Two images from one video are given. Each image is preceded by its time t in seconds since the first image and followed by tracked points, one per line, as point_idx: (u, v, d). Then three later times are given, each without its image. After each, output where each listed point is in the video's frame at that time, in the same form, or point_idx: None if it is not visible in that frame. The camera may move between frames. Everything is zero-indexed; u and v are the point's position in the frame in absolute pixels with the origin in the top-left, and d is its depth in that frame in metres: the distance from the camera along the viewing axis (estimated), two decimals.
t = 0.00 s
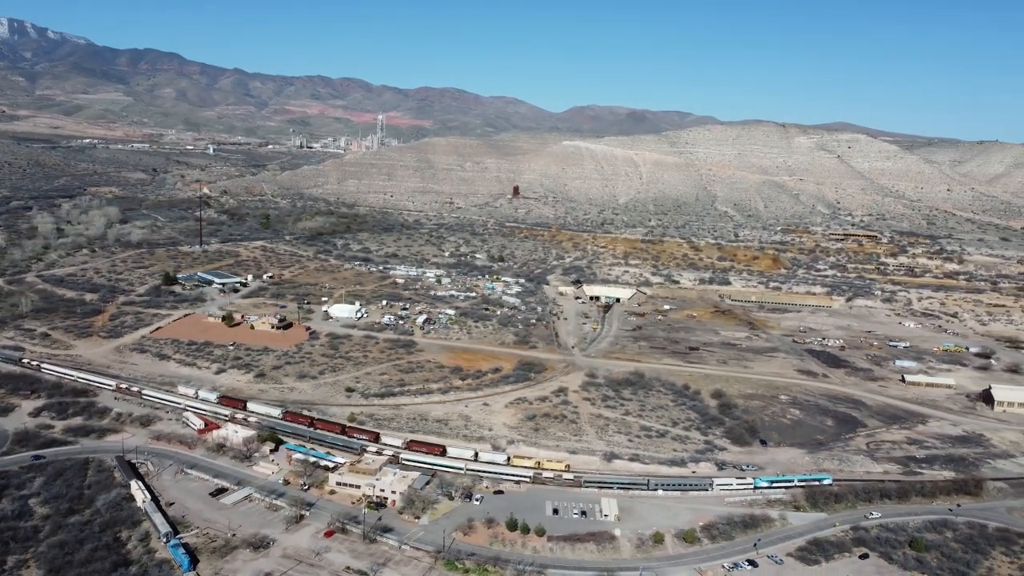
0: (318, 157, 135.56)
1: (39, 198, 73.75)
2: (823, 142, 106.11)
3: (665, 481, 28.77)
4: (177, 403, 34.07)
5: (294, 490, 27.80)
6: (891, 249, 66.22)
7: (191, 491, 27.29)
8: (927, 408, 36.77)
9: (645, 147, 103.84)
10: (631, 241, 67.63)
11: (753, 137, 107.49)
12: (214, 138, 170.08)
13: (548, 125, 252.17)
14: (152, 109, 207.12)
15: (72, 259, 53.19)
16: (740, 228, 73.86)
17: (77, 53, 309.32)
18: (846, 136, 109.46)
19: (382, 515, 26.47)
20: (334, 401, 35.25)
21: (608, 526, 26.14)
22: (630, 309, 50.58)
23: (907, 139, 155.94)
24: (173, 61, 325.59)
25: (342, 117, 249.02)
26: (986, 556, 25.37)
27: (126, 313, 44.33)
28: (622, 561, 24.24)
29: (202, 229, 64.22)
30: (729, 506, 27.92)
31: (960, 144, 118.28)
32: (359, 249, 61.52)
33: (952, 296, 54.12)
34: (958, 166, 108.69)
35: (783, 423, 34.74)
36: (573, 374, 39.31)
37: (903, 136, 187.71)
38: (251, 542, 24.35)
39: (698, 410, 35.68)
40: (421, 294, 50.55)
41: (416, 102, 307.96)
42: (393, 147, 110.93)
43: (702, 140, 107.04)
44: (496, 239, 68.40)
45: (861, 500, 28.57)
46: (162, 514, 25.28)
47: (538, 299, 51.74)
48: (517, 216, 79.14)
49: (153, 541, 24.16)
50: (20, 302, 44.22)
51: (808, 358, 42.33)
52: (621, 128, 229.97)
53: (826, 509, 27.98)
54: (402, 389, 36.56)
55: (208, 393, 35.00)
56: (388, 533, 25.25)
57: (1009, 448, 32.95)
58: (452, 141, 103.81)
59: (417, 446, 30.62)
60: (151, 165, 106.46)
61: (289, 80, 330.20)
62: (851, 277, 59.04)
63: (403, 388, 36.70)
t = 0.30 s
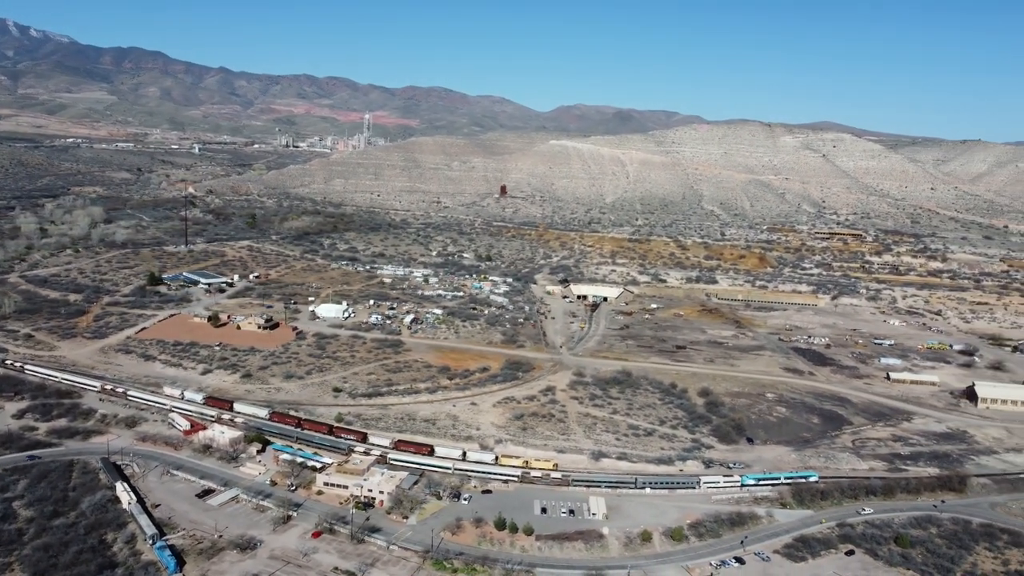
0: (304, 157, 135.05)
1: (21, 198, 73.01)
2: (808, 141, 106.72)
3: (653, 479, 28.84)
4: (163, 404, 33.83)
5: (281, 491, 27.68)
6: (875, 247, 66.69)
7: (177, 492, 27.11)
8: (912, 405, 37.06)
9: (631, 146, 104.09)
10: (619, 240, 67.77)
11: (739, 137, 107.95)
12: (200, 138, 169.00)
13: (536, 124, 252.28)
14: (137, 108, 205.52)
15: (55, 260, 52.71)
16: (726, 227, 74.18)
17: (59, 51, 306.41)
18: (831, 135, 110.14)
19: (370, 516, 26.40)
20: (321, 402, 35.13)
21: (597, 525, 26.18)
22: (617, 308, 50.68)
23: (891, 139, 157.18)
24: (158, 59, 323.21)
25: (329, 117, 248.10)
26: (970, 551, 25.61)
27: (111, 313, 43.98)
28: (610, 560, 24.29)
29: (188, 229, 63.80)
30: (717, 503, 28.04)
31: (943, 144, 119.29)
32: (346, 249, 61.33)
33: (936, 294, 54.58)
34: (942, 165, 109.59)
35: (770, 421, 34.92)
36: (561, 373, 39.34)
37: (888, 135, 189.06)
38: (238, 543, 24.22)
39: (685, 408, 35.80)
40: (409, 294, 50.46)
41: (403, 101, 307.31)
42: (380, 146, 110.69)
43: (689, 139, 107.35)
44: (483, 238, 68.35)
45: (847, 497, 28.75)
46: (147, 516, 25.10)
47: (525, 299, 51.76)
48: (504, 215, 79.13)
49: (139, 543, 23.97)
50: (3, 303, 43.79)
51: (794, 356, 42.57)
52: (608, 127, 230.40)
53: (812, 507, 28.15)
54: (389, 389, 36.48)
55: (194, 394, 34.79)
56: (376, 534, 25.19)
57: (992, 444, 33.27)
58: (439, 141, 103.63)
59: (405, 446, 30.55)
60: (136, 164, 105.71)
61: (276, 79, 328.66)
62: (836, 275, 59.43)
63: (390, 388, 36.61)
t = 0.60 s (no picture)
0: (292, 157, 134.48)
1: (6, 198, 72.36)
2: (795, 140, 107.26)
3: (642, 478, 28.91)
4: (150, 405, 33.61)
5: (270, 491, 27.55)
6: (862, 246, 67.10)
7: (165, 494, 26.95)
8: (898, 403, 37.30)
9: (620, 146, 104.26)
10: (607, 239, 67.87)
11: (727, 136, 108.33)
12: (187, 137, 168.04)
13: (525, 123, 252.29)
14: (123, 107, 204.09)
15: (41, 260, 52.30)
16: (714, 226, 74.46)
17: (44, 49, 303.99)
18: (818, 134, 110.69)
19: (359, 516, 26.34)
20: (310, 402, 35.01)
21: (586, 524, 26.22)
22: (606, 307, 50.76)
23: (878, 138, 158.17)
24: (144, 58, 321.15)
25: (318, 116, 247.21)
26: (956, 547, 25.81)
27: (97, 314, 43.65)
28: (600, 559, 24.33)
29: (175, 229, 63.44)
30: (705, 502, 28.14)
31: (929, 143, 120.19)
32: (335, 249, 61.14)
33: (922, 292, 54.95)
34: (928, 164, 110.36)
35: (758, 419, 35.04)
36: (550, 372, 39.36)
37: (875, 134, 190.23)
38: (227, 544, 24.11)
39: (674, 407, 35.89)
40: (397, 294, 50.36)
41: (392, 100, 306.63)
42: (369, 145, 110.38)
43: (677, 139, 107.59)
44: (472, 237, 68.30)
45: (835, 494, 28.91)
46: (135, 518, 24.96)
47: (514, 298, 51.77)
48: (493, 215, 79.11)
49: (126, 545, 23.82)
50: None
51: (782, 355, 42.74)
52: (598, 126, 230.70)
53: (800, 504, 28.29)
54: (378, 389, 36.40)
55: (181, 395, 34.60)
56: (366, 534, 25.14)
57: (978, 442, 33.52)
58: (428, 140, 103.48)
59: (395, 446, 30.49)
60: (122, 164, 105.03)
61: (264, 78, 327.20)
62: (823, 274, 59.74)
63: (379, 388, 36.52)
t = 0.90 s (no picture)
0: (279, 156, 134.00)
1: None
2: (782, 140, 107.79)
3: (631, 476, 28.97)
4: (136, 406, 33.39)
5: (258, 492, 27.44)
6: (849, 245, 67.49)
7: (152, 495, 26.78)
8: (884, 400, 37.55)
9: (608, 145, 104.46)
10: (595, 238, 67.96)
11: (714, 136, 108.76)
12: (173, 137, 166.88)
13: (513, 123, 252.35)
14: (108, 107, 202.54)
15: (25, 261, 51.83)
16: (702, 225, 74.71)
17: (29, 48, 301.37)
18: (805, 134, 111.28)
19: (348, 516, 26.26)
20: (298, 402, 34.87)
21: (575, 523, 26.25)
22: (595, 306, 50.82)
23: (863, 137, 159.17)
24: (130, 57, 318.96)
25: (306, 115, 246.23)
26: (942, 544, 26.01)
27: (83, 315, 43.34)
28: (589, 557, 24.36)
29: (161, 229, 63.06)
30: (694, 500, 28.23)
31: (914, 143, 121.00)
32: (323, 248, 60.92)
33: (908, 290, 55.33)
34: (913, 163, 111.16)
35: (746, 417, 35.20)
36: (539, 372, 39.37)
37: (861, 133, 191.38)
38: (215, 545, 23.99)
39: (663, 406, 35.98)
40: (386, 293, 50.24)
41: (381, 99, 305.92)
42: (357, 144, 110.10)
43: (665, 138, 107.84)
44: (461, 237, 68.24)
45: (822, 492, 29.08)
46: (122, 520, 24.78)
47: (503, 297, 51.75)
48: (481, 214, 79.07)
49: (113, 547, 23.65)
50: None
51: (769, 353, 42.93)
52: (586, 126, 231.09)
53: (788, 502, 28.42)
54: (367, 389, 36.31)
55: (168, 395, 34.39)
56: (354, 534, 25.06)
57: (963, 438, 33.80)
58: (416, 140, 103.29)
59: (383, 446, 30.43)
60: (107, 163, 104.30)
61: (252, 77, 325.55)
62: (810, 273, 60.04)
63: (368, 388, 36.42)
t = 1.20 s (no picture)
0: (265, 155, 133.31)
1: None
2: (767, 139, 108.39)
3: (618, 475, 29.04)
4: (121, 408, 33.12)
5: (244, 493, 27.29)
6: (833, 243, 67.94)
7: (137, 498, 26.57)
8: (869, 398, 37.82)
9: (594, 144, 104.70)
10: (582, 238, 68.07)
11: (700, 135, 109.17)
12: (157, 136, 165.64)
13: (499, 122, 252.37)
14: (92, 106, 200.83)
15: (7, 261, 51.28)
16: (688, 225, 74.98)
17: (10, 46, 298.10)
18: (790, 133, 111.94)
19: (335, 517, 26.16)
20: (284, 403, 34.72)
21: (562, 522, 26.27)
22: (581, 305, 50.90)
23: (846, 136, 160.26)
24: (113, 56, 316.34)
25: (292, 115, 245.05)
26: (926, 540, 26.23)
27: (66, 316, 42.95)
28: (576, 556, 24.39)
29: (145, 229, 62.61)
30: (681, 498, 28.32)
31: (898, 142, 121.95)
32: (309, 248, 60.69)
33: (891, 289, 55.76)
34: (897, 163, 112.08)
35: (732, 415, 35.36)
36: (526, 371, 39.37)
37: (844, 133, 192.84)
38: (201, 547, 23.84)
39: (650, 405, 36.08)
40: (372, 293, 50.08)
41: (368, 98, 304.97)
42: (343, 144, 109.72)
43: (651, 138, 108.15)
44: (447, 236, 68.16)
45: (808, 489, 29.23)
46: (106, 523, 24.57)
47: (490, 297, 51.72)
48: (468, 214, 79.01)
49: (97, 550, 23.45)
50: None
51: (755, 352, 43.14)
52: (573, 126, 231.47)
53: (774, 499, 28.57)
54: (353, 389, 36.18)
55: (153, 397, 34.16)
56: (341, 535, 24.97)
57: (946, 435, 34.11)
58: (402, 139, 103.07)
59: (370, 446, 30.36)
60: (90, 163, 103.41)
61: (237, 76, 323.70)
62: (795, 272, 60.40)
63: (354, 388, 36.32)
